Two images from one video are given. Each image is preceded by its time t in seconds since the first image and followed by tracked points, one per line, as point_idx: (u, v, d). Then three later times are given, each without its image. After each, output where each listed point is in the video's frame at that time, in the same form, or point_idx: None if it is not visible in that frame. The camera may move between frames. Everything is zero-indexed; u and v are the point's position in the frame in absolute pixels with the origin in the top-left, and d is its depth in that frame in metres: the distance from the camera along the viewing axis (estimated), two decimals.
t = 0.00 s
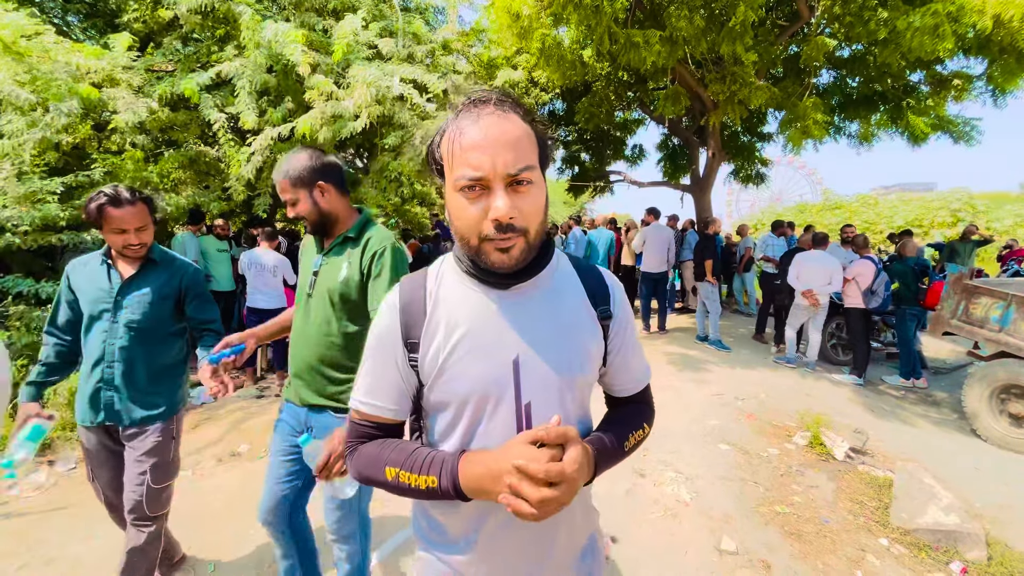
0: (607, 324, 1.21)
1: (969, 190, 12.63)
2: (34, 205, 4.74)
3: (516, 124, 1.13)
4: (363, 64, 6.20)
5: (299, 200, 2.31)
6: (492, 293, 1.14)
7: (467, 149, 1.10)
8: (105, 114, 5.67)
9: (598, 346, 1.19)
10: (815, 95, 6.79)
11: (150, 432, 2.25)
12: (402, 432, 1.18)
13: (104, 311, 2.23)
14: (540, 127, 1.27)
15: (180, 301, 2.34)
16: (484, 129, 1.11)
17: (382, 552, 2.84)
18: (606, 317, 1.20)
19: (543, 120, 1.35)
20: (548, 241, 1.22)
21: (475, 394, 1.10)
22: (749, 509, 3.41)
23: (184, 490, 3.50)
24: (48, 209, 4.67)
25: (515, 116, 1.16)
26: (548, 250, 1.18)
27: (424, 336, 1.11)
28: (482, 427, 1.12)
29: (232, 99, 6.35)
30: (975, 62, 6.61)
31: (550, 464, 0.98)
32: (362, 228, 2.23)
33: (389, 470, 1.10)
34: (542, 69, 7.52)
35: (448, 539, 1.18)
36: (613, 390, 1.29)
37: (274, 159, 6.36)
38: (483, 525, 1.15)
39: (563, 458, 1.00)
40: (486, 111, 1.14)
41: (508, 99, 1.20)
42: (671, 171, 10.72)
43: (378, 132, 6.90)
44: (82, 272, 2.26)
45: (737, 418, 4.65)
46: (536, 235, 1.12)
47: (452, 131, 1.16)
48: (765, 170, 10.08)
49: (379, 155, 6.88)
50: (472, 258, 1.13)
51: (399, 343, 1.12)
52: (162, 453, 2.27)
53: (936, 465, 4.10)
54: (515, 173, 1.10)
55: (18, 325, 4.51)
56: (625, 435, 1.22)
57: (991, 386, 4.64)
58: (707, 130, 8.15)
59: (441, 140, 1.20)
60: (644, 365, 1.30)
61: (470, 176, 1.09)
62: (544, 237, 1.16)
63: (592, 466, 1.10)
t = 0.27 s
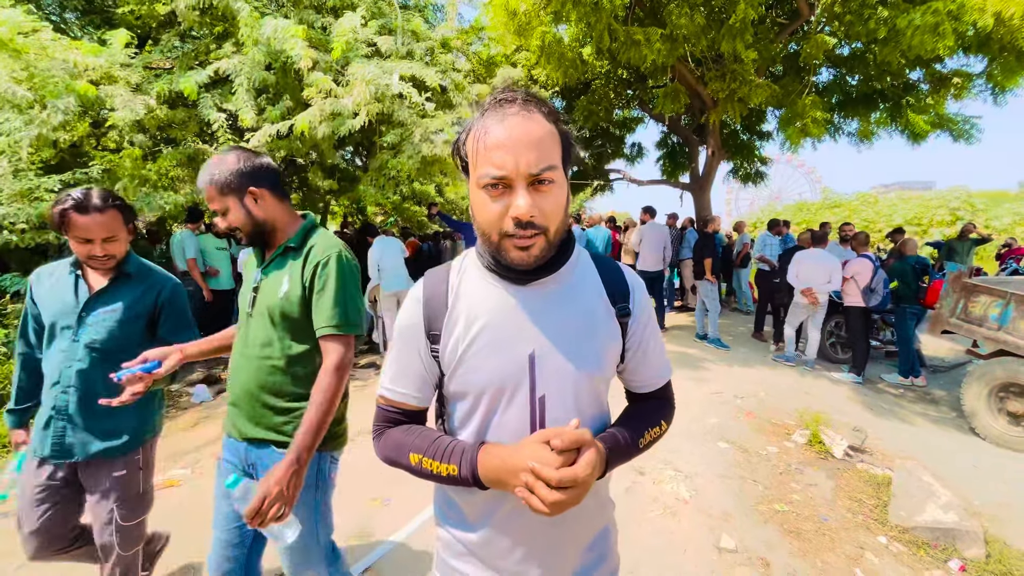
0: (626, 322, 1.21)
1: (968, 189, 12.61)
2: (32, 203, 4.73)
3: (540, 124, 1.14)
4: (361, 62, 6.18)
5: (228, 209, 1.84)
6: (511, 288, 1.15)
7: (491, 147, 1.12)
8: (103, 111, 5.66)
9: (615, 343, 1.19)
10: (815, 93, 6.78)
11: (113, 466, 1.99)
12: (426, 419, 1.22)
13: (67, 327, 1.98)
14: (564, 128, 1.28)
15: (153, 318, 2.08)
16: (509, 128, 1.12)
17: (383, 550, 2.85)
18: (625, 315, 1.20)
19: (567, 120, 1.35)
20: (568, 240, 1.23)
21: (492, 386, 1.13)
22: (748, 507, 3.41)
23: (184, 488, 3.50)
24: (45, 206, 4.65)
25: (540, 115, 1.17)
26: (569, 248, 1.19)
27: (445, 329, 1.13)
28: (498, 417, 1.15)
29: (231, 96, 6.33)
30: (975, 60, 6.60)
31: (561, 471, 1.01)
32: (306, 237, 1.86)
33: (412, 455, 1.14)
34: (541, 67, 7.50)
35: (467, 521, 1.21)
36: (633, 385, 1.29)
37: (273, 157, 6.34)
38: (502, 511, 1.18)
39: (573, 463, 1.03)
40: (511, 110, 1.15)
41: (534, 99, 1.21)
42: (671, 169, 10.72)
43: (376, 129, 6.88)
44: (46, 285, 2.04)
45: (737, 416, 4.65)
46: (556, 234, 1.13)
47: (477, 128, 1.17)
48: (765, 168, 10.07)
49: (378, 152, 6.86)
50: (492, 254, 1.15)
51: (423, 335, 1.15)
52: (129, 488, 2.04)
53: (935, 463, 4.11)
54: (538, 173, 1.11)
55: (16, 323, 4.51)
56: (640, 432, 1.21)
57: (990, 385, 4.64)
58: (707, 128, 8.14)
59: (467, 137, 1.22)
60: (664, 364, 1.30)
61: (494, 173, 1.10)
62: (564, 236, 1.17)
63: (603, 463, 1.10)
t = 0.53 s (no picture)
0: (637, 322, 1.20)
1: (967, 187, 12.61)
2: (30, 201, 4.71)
3: (557, 122, 1.17)
4: (360, 59, 6.16)
5: (133, 202, 1.63)
6: (525, 283, 1.17)
7: (510, 144, 1.14)
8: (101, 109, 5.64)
9: (625, 341, 1.18)
10: (815, 91, 6.77)
11: (84, 483, 1.97)
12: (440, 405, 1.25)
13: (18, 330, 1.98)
14: (581, 127, 1.30)
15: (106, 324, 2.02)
16: (527, 126, 1.14)
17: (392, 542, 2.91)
18: (637, 314, 1.19)
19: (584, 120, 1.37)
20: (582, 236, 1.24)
21: (502, 378, 1.14)
22: (747, 505, 3.42)
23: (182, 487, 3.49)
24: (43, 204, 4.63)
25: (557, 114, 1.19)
26: (583, 245, 1.20)
27: (459, 319, 1.16)
28: (505, 407, 1.16)
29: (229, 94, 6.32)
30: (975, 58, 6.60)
31: (558, 465, 1.01)
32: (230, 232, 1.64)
33: (422, 438, 1.17)
34: (540, 65, 7.49)
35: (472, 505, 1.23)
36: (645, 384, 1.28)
37: (271, 155, 6.32)
38: (506, 499, 1.19)
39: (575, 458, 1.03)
40: (529, 108, 1.18)
41: (552, 98, 1.23)
42: (670, 168, 10.71)
43: (375, 127, 6.87)
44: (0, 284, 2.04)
45: (736, 414, 4.66)
46: (570, 229, 1.15)
47: (497, 126, 1.20)
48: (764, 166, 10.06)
49: (377, 150, 6.84)
50: (508, 247, 1.17)
51: (438, 324, 1.18)
52: (106, 500, 2.03)
53: (933, 461, 4.12)
54: (554, 170, 1.13)
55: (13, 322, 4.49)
56: (649, 432, 1.20)
57: (988, 383, 4.65)
58: (706, 127, 8.13)
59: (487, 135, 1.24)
60: (677, 365, 1.28)
61: (512, 169, 1.13)
62: (578, 232, 1.19)
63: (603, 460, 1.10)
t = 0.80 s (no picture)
0: (643, 318, 1.19)
1: (966, 185, 12.61)
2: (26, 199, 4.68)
3: (561, 118, 1.16)
4: (358, 56, 6.13)
5: (29, 202, 1.41)
6: (530, 278, 1.17)
7: (511, 139, 1.15)
8: (97, 107, 5.61)
9: (629, 338, 1.17)
10: (814, 89, 6.75)
11: (18, 530, 1.76)
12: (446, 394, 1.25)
13: None
14: (587, 122, 1.29)
15: (33, 342, 1.76)
16: (530, 122, 1.14)
17: (388, 542, 2.89)
18: (642, 311, 1.18)
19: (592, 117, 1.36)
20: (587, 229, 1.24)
21: (503, 369, 1.14)
22: (746, 503, 3.42)
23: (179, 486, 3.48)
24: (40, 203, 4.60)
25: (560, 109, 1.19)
26: (587, 240, 1.20)
27: (466, 311, 1.16)
28: (505, 398, 1.15)
29: (226, 92, 6.30)
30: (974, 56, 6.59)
31: (557, 458, 1.01)
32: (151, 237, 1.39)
33: (424, 423, 1.17)
34: (539, 63, 7.47)
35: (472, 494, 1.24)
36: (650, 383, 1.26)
37: (269, 153, 6.29)
38: (506, 492, 1.19)
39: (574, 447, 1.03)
40: (532, 104, 1.17)
41: (557, 93, 1.23)
42: (669, 166, 10.70)
43: (373, 125, 6.85)
44: None
45: (735, 412, 4.65)
46: (572, 222, 1.14)
47: (501, 122, 1.21)
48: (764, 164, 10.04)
49: (375, 148, 6.81)
50: (512, 240, 1.18)
51: (444, 315, 1.19)
52: (45, 545, 1.82)
53: (932, 458, 4.12)
54: (554, 164, 1.13)
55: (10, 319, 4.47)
56: (653, 431, 1.19)
57: (987, 381, 4.66)
58: (705, 125, 8.11)
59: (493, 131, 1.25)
60: (684, 366, 1.27)
61: (513, 163, 1.13)
62: (581, 225, 1.18)
63: (603, 455, 1.09)
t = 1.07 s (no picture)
0: (642, 317, 1.19)
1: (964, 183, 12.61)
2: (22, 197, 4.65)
3: (564, 116, 1.16)
4: (355, 53, 6.10)
5: None
6: (532, 274, 1.16)
7: (513, 137, 1.14)
8: (94, 105, 5.58)
9: (628, 335, 1.16)
10: (813, 87, 6.74)
11: None
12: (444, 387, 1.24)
13: None
14: (592, 121, 1.28)
15: None
16: (533, 120, 1.14)
17: (385, 541, 2.88)
18: (642, 309, 1.18)
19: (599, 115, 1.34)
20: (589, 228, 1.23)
21: (502, 363, 1.13)
22: (744, 501, 3.42)
23: (177, 485, 3.48)
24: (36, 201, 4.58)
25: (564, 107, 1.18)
26: (588, 238, 1.20)
27: (466, 305, 1.16)
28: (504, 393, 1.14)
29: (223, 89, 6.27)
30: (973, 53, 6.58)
31: (575, 459, 1.02)
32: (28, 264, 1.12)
33: (413, 406, 1.15)
34: (538, 61, 7.44)
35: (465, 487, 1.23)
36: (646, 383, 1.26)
37: (266, 151, 6.27)
38: (499, 487, 1.18)
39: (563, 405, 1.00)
40: (536, 102, 1.17)
41: (562, 91, 1.22)
42: (668, 164, 10.69)
43: (371, 123, 6.83)
44: None
45: (733, 410, 4.65)
46: (572, 220, 1.14)
47: (505, 120, 1.21)
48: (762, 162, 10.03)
49: (373, 146, 6.80)
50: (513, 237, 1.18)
51: (446, 307, 1.18)
52: None
53: (930, 456, 4.12)
54: (556, 162, 1.12)
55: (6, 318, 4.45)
56: (652, 429, 1.18)
57: (985, 378, 4.67)
58: (704, 123, 8.10)
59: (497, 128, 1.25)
60: (682, 365, 1.26)
61: (515, 161, 1.13)
62: (582, 224, 1.18)
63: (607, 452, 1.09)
